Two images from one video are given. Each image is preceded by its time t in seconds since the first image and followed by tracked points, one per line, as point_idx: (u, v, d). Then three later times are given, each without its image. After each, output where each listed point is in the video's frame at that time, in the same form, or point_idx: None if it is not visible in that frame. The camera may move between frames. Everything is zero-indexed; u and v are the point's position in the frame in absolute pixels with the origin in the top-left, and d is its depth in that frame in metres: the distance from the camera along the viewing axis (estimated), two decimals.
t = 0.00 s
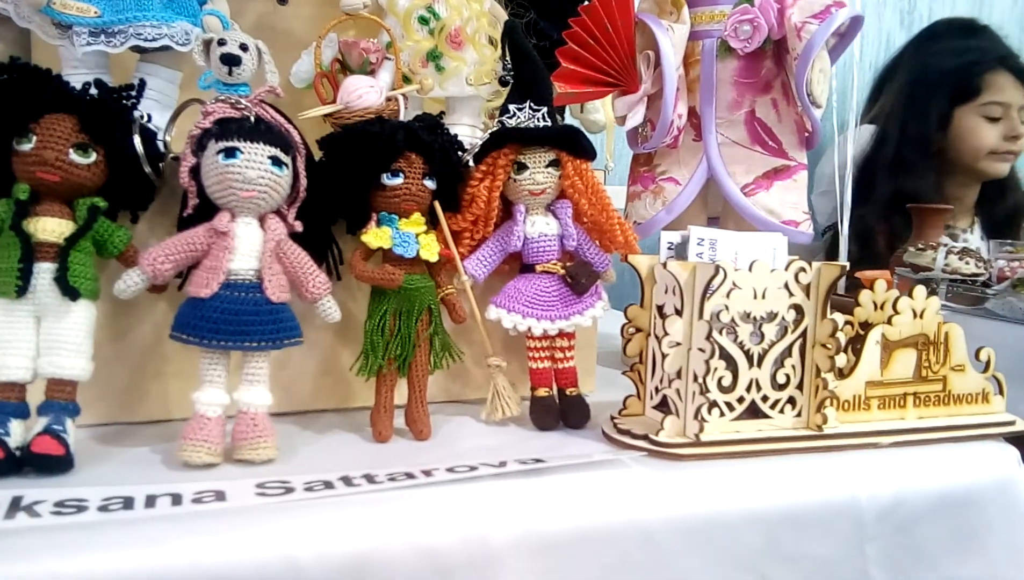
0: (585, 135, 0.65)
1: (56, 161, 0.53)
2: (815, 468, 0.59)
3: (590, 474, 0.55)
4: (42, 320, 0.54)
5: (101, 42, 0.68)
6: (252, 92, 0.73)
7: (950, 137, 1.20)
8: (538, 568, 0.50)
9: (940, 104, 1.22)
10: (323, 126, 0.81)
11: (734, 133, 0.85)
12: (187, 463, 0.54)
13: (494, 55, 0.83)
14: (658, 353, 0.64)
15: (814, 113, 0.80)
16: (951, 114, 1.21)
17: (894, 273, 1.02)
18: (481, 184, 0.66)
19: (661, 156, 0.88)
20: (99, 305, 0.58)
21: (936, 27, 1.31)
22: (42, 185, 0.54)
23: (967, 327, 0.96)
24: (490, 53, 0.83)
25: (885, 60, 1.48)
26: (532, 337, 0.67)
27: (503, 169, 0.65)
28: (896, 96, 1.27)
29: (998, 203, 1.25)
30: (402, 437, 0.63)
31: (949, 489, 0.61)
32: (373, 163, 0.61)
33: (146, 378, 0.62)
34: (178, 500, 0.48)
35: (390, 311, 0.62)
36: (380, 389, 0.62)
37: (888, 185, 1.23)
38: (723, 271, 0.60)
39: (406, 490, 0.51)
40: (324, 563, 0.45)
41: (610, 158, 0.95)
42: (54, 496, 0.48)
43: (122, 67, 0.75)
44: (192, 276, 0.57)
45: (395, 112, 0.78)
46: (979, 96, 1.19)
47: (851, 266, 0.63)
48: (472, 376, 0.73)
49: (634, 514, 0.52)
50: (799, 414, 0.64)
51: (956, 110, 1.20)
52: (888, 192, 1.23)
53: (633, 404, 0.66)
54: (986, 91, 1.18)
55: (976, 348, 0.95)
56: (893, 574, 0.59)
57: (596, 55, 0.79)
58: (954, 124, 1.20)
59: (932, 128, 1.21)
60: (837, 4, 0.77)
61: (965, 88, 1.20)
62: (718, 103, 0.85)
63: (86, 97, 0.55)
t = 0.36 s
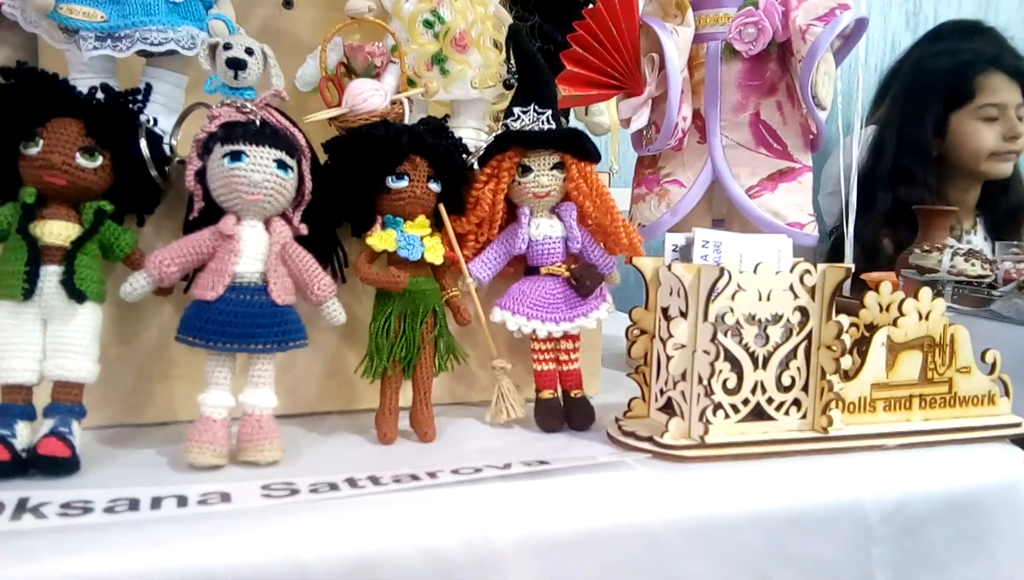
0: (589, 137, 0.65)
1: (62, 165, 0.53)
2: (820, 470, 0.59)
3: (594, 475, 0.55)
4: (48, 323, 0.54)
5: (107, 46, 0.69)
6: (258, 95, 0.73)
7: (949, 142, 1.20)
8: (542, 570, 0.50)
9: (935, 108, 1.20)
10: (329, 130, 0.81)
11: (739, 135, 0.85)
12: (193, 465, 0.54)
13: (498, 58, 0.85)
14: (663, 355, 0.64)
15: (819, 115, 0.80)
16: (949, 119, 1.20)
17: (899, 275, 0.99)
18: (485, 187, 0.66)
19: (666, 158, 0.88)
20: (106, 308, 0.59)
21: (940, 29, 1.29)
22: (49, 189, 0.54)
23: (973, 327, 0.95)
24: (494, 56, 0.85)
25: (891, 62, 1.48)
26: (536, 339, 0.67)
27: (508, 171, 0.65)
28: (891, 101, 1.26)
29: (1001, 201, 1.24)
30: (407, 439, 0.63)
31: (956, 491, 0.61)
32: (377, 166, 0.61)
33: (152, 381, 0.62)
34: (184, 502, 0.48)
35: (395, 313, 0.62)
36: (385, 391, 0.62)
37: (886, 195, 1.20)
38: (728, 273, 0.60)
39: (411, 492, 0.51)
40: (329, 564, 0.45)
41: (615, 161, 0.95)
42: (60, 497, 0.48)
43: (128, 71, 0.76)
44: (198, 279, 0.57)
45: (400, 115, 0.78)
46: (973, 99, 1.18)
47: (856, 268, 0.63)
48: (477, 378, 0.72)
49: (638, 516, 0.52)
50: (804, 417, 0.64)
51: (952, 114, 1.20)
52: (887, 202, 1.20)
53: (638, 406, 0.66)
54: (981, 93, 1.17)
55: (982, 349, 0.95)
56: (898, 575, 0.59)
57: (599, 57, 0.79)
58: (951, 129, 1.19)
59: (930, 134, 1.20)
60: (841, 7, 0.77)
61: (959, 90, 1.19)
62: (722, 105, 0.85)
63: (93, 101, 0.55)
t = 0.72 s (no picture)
0: (596, 131, 0.65)
1: (71, 157, 0.53)
2: (828, 463, 0.59)
3: (602, 468, 0.55)
4: (57, 316, 0.54)
5: (115, 41, 0.69)
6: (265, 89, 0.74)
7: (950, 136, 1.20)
8: (550, 561, 0.50)
9: (936, 103, 1.20)
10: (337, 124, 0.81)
11: (747, 129, 0.85)
12: (202, 457, 0.54)
13: (505, 53, 0.84)
14: (671, 348, 0.64)
15: (827, 109, 0.80)
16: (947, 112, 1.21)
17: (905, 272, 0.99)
18: (493, 180, 0.66)
19: (673, 152, 0.88)
20: (114, 301, 0.59)
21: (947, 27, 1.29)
22: (58, 181, 0.54)
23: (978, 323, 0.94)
24: (501, 50, 0.84)
25: (897, 59, 1.47)
26: (544, 333, 0.67)
27: (515, 164, 0.65)
28: (895, 98, 1.26)
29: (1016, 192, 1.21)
30: (414, 432, 0.63)
31: (965, 484, 0.61)
32: (385, 159, 0.61)
33: (161, 374, 0.63)
34: (194, 493, 0.48)
35: (403, 306, 0.63)
36: (393, 384, 0.63)
37: (890, 190, 1.20)
38: (736, 266, 0.60)
39: (419, 484, 0.51)
40: (337, 555, 0.45)
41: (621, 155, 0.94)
42: (70, 488, 0.48)
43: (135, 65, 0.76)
44: (207, 272, 0.57)
45: (406, 109, 0.79)
46: (973, 90, 1.17)
47: (864, 262, 0.63)
48: (484, 371, 0.72)
49: (646, 508, 0.52)
50: (812, 410, 0.64)
51: (952, 109, 1.19)
52: (892, 196, 1.20)
53: (645, 400, 0.66)
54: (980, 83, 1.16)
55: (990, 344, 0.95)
56: (906, 568, 0.59)
57: (605, 51, 0.79)
58: (952, 123, 1.19)
59: (930, 131, 1.20)
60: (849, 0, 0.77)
61: (957, 83, 1.19)
62: (730, 99, 0.85)
63: (101, 94, 0.55)
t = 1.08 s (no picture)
0: (602, 134, 0.65)
1: (80, 161, 0.54)
2: (833, 467, 0.59)
3: (607, 472, 0.55)
4: (66, 319, 0.54)
5: (123, 43, 0.70)
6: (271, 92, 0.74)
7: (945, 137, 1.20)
8: (555, 565, 0.50)
9: (929, 105, 1.21)
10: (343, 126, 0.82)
11: (751, 132, 0.84)
12: (209, 460, 0.54)
13: (511, 55, 0.84)
14: (676, 352, 0.64)
15: (832, 112, 0.80)
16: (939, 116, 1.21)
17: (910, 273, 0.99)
18: (499, 183, 0.65)
19: (677, 155, 0.88)
20: (123, 304, 0.59)
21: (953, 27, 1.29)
22: (67, 185, 0.54)
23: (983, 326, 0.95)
24: (506, 53, 0.84)
25: (902, 59, 1.47)
26: (549, 336, 0.67)
27: (521, 168, 0.65)
28: (896, 101, 1.27)
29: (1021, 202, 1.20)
30: (420, 435, 0.63)
31: (970, 488, 0.61)
32: (392, 162, 0.61)
33: (169, 376, 0.63)
34: (202, 496, 0.49)
35: (409, 309, 0.63)
36: (399, 386, 0.63)
37: (889, 189, 1.20)
38: (741, 270, 0.60)
39: (426, 488, 0.51)
40: (344, 558, 0.46)
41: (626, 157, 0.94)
42: (79, 491, 0.48)
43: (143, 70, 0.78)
44: (214, 276, 0.57)
45: (411, 112, 0.79)
46: (964, 92, 1.18)
47: (868, 266, 0.63)
48: (490, 374, 0.73)
49: (651, 512, 0.52)
50: (816, 414, 0.64)
51: (946, 110, 1.20)
52: (891, 196, 1.19)
53: (649, 403, 0.66)
54: (971, 86, 1.17)
55: (995, 347, 0.95)
56: (910, 572, 0.59)
57: (611, 54, 0.80)
58: (946, 125, 1.19)
59: (924, 132, 1.20)
60: (855, 3, 0.77)
61: (950, 84, 1.19)
62: (734, 101, 0.85)
63: (110, 98, 0.55)
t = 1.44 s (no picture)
0: (615, 139, 0.66)
1: (100, 168, 0.54)
2: (850, 471, 0.59)
3: (624, 476, 0.56)
4: (87, 324, 0.55)
5: (138, 50, 0.72)
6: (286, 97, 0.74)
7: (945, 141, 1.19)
8: (574, 568, 0.50)
9: (930, 109, 1.20)
10: (356, 131, 0.82)
11: (764, 136, 0.85)
12: (229, 464, 0.55)
13: (522, 59, 0.85)
14: (692, 356, 0.64)
15: (844, 115, 0.80)
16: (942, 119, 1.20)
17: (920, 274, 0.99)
18: (513, 188, 0.66)
19: (689, 159, 0.88)
20: (142, 309, 0.60)
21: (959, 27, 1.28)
22: (86, 191, 0.55)
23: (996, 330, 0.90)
24: (518, 57, 0.85)
25: (909, 60, 1.47)
26: (563, 340, 0.67)
27: (536, 173, 0.65)
28: (904, 103, 1.26)
29: None
30: (436, 439, 0.64)
31: (986, 491, 0.61)
32: (408, 168, 0.61)
33: (186, 380, 0.63)
34: (223, 500, 0.49)
35: (424, 314, 0.63)
36: (415, 390, 0.63)
37: (891, 192, 1.19)
38: (756, 274, 0.60)
39: (445, 491, 0.52)
40: (365, 562, 0.46)
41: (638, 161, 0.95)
42: (102, 496, 0.49)
43: (159, 77, 0.80)
44: (232, 281, 0.58)
45: (425, 117, 0.79)
46: (965, 98, 1.17)
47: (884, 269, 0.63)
48: (504, 377, 0.73)
49: (668, 516, 0.53)
50: (832, 418, 0.64)
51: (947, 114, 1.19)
52: (893, 198, 1.18)
53: (665, 407, 0.66)
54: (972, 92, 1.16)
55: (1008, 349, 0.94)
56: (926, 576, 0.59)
57: (624, 59, 0.80)
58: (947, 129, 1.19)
59: (926, 136, 1.19)
60: (867, 6, 0.78)
61: (953, 86, 1.18)
62: (746, 105, 0.85)
63: (129, 105, 0.56)
